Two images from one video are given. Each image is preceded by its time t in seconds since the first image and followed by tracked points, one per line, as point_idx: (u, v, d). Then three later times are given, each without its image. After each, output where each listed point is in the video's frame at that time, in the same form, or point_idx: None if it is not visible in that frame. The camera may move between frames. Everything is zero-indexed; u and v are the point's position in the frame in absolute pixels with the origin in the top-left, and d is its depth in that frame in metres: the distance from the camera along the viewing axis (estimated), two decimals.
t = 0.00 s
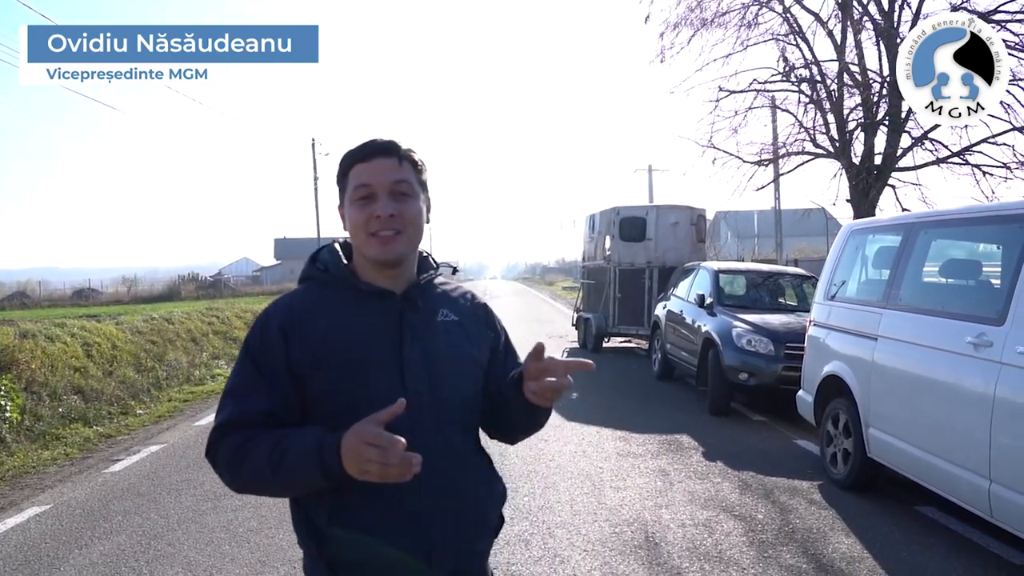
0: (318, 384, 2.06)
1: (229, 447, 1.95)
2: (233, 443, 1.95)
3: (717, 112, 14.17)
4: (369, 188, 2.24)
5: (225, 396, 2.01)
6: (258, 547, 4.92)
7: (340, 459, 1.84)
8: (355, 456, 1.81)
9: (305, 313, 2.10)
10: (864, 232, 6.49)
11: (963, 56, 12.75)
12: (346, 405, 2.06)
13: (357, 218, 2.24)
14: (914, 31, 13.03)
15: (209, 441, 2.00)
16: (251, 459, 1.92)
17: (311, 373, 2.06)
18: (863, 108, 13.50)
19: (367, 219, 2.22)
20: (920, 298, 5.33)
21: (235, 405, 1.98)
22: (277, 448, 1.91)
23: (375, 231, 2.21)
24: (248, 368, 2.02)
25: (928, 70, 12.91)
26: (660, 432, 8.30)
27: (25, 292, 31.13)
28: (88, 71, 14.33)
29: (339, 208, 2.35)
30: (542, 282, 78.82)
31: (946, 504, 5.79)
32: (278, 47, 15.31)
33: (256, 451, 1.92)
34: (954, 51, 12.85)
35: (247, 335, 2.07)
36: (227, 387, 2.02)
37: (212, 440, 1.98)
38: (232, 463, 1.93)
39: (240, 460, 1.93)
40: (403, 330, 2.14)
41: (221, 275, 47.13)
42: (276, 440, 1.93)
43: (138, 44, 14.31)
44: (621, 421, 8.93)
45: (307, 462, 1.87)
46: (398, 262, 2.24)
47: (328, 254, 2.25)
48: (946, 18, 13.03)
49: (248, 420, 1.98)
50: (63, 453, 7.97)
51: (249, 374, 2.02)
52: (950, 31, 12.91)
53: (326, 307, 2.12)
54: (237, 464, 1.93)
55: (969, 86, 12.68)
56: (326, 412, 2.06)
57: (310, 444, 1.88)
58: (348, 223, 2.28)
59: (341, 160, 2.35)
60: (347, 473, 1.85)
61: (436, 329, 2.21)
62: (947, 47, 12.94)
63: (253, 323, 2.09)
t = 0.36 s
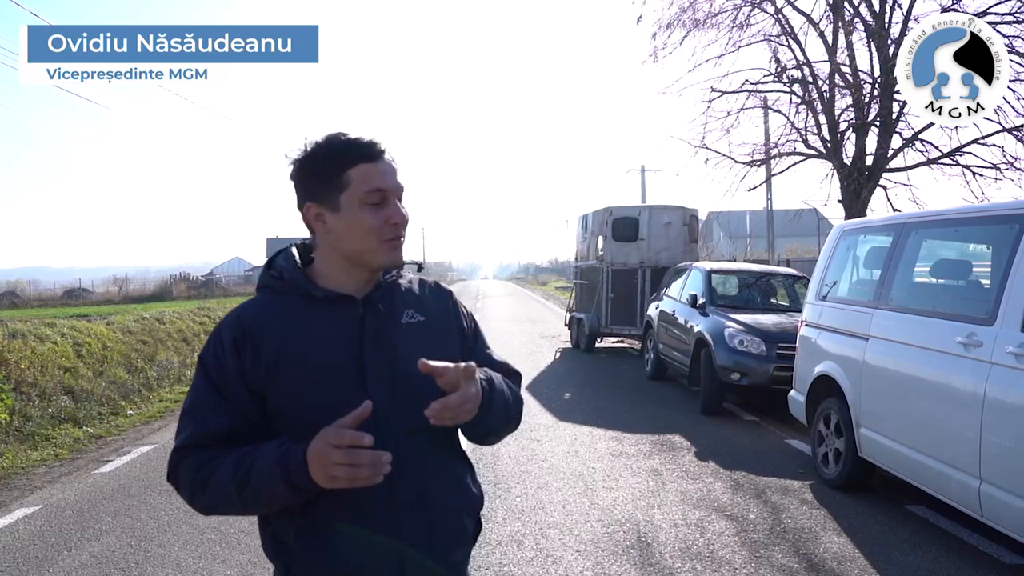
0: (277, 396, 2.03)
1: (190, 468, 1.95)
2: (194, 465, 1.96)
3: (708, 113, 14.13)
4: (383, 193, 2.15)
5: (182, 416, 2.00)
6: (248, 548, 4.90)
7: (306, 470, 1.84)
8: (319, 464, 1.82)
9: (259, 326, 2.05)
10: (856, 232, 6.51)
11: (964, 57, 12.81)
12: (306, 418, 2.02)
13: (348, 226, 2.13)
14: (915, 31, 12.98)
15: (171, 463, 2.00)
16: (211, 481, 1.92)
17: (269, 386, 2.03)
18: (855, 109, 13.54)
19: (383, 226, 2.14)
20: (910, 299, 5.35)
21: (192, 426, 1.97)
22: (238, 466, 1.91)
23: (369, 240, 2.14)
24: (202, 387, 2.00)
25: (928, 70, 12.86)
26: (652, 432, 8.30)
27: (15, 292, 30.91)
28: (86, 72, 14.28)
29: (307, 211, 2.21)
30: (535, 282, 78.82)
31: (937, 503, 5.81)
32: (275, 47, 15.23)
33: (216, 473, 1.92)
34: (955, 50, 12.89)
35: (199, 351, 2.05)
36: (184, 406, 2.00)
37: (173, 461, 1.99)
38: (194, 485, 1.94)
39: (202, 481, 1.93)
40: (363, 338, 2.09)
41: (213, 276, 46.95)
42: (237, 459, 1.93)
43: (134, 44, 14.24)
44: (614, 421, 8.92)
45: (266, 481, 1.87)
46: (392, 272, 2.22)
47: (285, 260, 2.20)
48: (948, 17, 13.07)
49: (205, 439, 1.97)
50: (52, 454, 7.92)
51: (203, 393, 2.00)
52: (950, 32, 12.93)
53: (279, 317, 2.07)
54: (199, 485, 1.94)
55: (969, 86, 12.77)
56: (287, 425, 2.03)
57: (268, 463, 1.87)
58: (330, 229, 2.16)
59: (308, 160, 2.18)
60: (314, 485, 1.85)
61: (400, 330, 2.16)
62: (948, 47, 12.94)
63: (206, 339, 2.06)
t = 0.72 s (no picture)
0: (304, 411, 1.86)
1: (222, 496, 1.69)
2: (225, 491, 1.69)
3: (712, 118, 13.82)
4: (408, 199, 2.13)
5: (202, 439, 1.71)
6: (244, 551, 4.90)
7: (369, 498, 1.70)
8: (393, 495, 1.69)
9: (286, 334, 1.87)
10: (851, 234, 6.53)
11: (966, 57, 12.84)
12: (337, 428, 1.88)
13: (391, 235, 2.06)
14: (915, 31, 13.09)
15: (188, 490, 1.70)
16: (255, 506, 1.69)
17: (298, 400, 1.85)
18: (850, 111, 13.58)
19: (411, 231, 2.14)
20: (906, 300, 5.36)
21: (221, 444, 1.71)
22: (290, 484, 1.71)
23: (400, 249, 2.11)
24: (227, 403, 1.74)
25: (928, 70, 12.92)
26: (649, 434, 8.30)
27: (10, 294, 30.90)
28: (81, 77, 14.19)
29: (329, 212, 1.99)
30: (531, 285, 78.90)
31: (933, 505, 5.82)
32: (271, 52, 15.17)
33: (261, 495, 1.69)
34: (955, 50, 12.91)
35: (213, 358, 1.78)
36: (203, 423, 1.72)
37: (192, 488, 1.70)
38: (230, 513, 1.69)
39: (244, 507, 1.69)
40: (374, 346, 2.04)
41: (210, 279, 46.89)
42: (284, 478, 1.72)
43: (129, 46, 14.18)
44: (610, 423, 8.92)
45: (329, 502, 1.69)
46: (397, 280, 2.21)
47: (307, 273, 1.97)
48: (947, 18, 13.18)
49: (236, 459, 1.72)
50: (48, 458, 7.91)
51: (227, 410, 1.74)
52: (950, 32, 13.00)
53: (302, 323, 1.91)
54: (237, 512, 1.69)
55: (969, 86, 12.72)
56: (313, 443, 1.87)
57: (331, 483, 1.70)
58: (366, 236, 2.03)
59: (344, 159, 1.97)
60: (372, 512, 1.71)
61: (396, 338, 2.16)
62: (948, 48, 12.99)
63: (220, 346, 1.79)
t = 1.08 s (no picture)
0: (357, 410, 1.93)
1: (308, 500, 1.75)
2: (312, 496, 1.76)
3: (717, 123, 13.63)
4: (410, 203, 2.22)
5: (282, 445, 1.74)
6: (245, 554, 4.89)
7: (442, 484, 1.93)
8: (464, 482, 1.97)
9: (339, 335, 1.92)
10: (851, 235, 6.53)
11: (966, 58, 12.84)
12: (383, 430, 1.98)
13: (403, 234, 2.18)
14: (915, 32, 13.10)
15: (276, 499, 1.73)
16: (344, 505, 1.79)
17: (353, 400, 1.92)
18: (850, 112, 13.59)
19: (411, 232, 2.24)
20: (906, 301, 5.36)
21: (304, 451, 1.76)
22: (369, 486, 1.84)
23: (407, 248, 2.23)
24: (304, 410, 1.78)
25: (928, 71, 12.94)
26: (650, 436, 8.30)
27: (11, 296, 30.87)
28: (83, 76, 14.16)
29: (350, 215, 2.05)
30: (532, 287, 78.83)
31: (934, 506, 5.82)
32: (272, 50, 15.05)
33: (349, 494, 1.80)
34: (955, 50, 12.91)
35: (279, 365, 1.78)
36: (280, 431, 1.75)
37: (281, 496, 1.73)
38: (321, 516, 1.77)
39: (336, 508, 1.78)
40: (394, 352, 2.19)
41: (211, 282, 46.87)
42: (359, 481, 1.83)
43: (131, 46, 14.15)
44: (611, 425, 8.92)
45: (411, 494, 1.88)
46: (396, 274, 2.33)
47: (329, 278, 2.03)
48: (947, 18, 13.18)
49: (318, 464, 1.78)
50: (49, 461, 7.91)
51: (304, 415, 1.78)
52: (950, 32, 12.98)
53: (349, 328, 1.98)
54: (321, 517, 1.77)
55: (969, 86, 12.71)
56: (362, 442, 1.94)
57: (412, 475, 1.89)
58: (384, 238, 2.13)
59: (367, 165, 2.03)
60: (443, 496, 1.94)
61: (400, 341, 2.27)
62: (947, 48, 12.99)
63: (284, 352, 1.79)
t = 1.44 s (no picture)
0: (378, 405, 1.95)
1: (336, 496, 1.78)
2: (339, 492, 1.78)
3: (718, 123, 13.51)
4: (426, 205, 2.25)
5: (311, 442, 1.76)
6: (246, 555, 4.90)
7: (461, 476, 1.98)
8: (482, 471, 2.01)
9: (361, 334, 1.93)
10: (851, 236, 6.53)
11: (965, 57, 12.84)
12: (403, 425, 2.01)
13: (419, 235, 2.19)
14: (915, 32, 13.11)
15: (302, 495, 1.76)
16: (370, 501, 1.82)
17: (375, 397, 1.94)
18: (850, 113, 13.60)
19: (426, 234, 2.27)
20: (906, 301, 5.36)
21: (331, 449, 1.78)
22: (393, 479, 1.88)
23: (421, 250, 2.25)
24: (331, 407, 1.80)
25: (928, 70, 12.94)
26: (651, 436, 8.31)
27: (12, 297, 30.87)
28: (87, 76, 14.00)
29: (372, 212, 2.06)
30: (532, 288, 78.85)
31: (934, 506, 5.82)
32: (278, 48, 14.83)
33: (373, 489, 1.83)
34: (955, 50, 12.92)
35: (303, 363, 1.79)
36: (308, 428, 1.77)
37: (307, 494, 1.75)
38: (345, 511, 1.79)
39: (362, 502, 1.81)
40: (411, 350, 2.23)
41: (212, 283, 46.93)
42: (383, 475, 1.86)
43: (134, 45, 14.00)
44: (612, 425, 8.93)
45: (433, 485, 1.93)
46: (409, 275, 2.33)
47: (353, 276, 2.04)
48: (947, 18, 13.18)
49: (343, 460, 1.80)
50: (49, 462, 7.91)
51: (330, 412, 1.80)
52: (950, 32, 12.99)
53: (371, 326, 2.00)
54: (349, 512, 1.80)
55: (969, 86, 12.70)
56: (382, 437, 1.96)
57: (434, 468, 1.94)
58: (402, 239, 2.14)
59: (391, 166, 2.06)
60: (462, 485, 1.99)
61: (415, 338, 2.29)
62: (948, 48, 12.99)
63: (310, 351, 1.81)
